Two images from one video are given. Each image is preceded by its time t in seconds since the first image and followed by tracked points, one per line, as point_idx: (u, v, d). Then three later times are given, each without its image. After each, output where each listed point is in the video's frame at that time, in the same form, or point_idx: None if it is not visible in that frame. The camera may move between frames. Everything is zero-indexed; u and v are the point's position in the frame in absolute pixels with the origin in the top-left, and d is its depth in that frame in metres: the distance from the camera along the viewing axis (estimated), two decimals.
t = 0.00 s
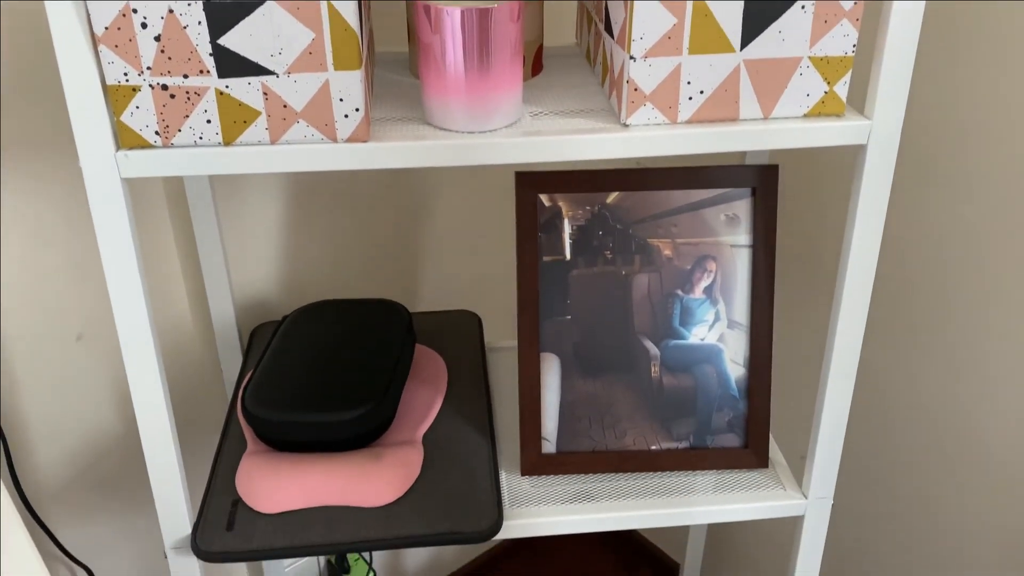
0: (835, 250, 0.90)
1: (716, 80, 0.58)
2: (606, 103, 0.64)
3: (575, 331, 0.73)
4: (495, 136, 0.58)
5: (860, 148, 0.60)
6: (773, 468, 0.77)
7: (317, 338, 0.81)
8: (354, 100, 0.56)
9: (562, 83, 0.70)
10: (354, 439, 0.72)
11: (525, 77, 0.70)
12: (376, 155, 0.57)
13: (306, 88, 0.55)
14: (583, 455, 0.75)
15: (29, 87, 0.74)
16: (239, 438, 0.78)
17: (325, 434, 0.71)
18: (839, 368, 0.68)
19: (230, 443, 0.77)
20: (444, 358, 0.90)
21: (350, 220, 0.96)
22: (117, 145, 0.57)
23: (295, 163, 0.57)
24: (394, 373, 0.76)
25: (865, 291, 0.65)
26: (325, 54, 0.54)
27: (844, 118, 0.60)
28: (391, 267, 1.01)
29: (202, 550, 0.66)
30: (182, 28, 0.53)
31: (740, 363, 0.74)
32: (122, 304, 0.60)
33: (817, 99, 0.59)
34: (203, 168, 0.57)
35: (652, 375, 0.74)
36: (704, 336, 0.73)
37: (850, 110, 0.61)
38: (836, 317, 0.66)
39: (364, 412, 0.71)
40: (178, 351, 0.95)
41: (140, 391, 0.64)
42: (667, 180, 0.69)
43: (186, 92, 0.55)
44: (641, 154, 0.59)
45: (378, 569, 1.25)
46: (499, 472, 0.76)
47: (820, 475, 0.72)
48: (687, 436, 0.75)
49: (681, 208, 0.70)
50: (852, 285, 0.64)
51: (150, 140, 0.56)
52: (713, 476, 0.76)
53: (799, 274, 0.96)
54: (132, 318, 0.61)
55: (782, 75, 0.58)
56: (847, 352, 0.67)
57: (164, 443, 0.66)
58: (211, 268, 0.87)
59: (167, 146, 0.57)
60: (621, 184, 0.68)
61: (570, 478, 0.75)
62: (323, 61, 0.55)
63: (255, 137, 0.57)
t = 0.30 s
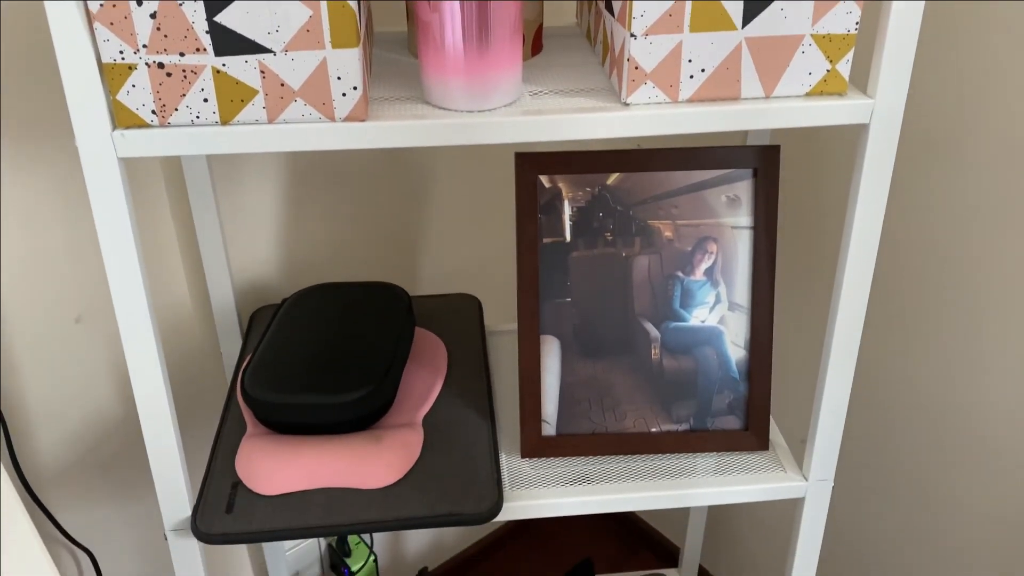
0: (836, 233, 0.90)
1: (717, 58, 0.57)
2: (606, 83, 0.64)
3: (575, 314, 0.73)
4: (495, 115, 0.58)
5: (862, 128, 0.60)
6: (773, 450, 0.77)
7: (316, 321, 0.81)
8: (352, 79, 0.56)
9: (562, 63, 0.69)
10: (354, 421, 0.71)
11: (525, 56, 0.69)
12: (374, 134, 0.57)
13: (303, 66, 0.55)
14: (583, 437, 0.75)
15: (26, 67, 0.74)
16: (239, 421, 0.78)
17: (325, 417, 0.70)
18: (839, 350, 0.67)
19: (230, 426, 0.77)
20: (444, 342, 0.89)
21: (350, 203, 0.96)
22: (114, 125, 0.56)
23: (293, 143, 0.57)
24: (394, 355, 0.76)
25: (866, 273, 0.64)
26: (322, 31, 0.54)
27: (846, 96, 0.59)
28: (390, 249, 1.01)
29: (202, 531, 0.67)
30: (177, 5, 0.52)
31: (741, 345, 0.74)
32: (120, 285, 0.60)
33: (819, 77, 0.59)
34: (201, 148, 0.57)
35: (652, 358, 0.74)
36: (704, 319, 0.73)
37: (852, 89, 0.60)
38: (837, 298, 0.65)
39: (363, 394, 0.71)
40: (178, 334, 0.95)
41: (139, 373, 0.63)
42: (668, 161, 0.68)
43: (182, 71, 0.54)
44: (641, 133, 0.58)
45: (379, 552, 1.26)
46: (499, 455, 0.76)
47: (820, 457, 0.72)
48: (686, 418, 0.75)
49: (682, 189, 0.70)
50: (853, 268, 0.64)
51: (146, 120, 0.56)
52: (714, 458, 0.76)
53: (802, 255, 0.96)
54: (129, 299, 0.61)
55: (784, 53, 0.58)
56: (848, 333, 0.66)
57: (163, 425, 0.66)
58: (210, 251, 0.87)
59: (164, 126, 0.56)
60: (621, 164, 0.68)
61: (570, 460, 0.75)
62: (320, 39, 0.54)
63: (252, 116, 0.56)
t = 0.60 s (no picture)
0: (837, 220, 0.90)
1: (717, 44, 0.57)
2: (606, 69, 0.63)
3: (575, 301, 0.73)
4: (494, 101, 0.58)
5: (862, 114, 0.60)
6: (772, 437, 0.77)
7: (315, 309, 0.81)
8: (349, 65, 0.55)
9: (561, 49, 0.69)
10: (354, 407, 0.71)
11: (525, 42, 0.69)
12: (372, 120, 0.57)
13: (300, 52, 0.55)
14: (582, 424, 0.75)
15: (24, 55, 0.74)
16: (238, 408, 0.78)
17: (324, 404, 0.71)
18: (838, 337, 0.67)
19: (230, 413, 0.77)
20: (443, 328, 0.89)
21: (349, 189, 0.96)
22: (111, 112, 0.56)
23: (290, 130, 0.57)
24: (393, 342, 0.76)
25: (866, 259, 0.64)
26: (319, 17, 0.54)
27: (847, 83, 0.59)
28: (391, 235, 1.01)
29: (201, 517, 0.67)
30: None
31: (740, 332, 0.74)
32: (119, 272, 0.60)
33: (820, 63, 0.58)
34: (197, 134, 0.56)
35: (651, 345, 0.74)
36: (704, 306, 0.73)
37: (853, 75, 0.60)
38: (837, 285, 0.65)
39: (363, 381, 0.71)
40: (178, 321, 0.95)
41: (138, 360, 0.63)
42: (668, 148, 0.68)
43: (179, 57, 0.54)
44: (641, 120, 0.58)
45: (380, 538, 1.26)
46: (498, 442, 0.76)
47: (818, 443, 0.72)
48: (685, 405, 0.75)
49: (681, 176, 0.69)
50: (853, 255, 0.64)
51: (143, 106, 0.56)
52: (712, 445, 0.76)
53: (806, 239, 0.95)
54: (128, 287, 0.61)
55: (784, 38, 0.57)
56: (847, 320, 0.66)
57: (162, 412, 0.66)
58: (208, 237, 0.87)
59: (161, 113, 0.56)
60: (621, 151, 0.68)
61: (568, 447, 0.75)
62: (317, 25, 0.54)
63: (249, 103, 0.56)
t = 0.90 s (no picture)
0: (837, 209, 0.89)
1: (716, 30, 0.57)
2: (605, 55, 0.63)
3: (573, 289, 0.72)
4: (491, 88, 0.57)
5: (863, 100, 0.59)
6: (770, 425, 0.77)
7: (314, 297, 0.81)
8: (345, 51, 0.55)
9: (560, 35, 0.68)
10: (352, 395, 0.71)
11: (523, 28, 0.69)
12: (369, 106, 0.56)
13: (296, 38, 0.54)
14: (581, 413, 0.75)
15: (18, 41, 0.73)
16: (236, 396, 0.78)
17: (322, 391, 0.70)
18: (838, 325, 0.67)
19: (228, 401, 0.77)
20: (442, 317, 0.89)
21: (348, 176, 0.95)
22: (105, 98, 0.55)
23: (286, 116, 0.56)
24: (391, 330, 0.76)
25: (866, 248, 0.64)
26: (315, 2, 0.53)
27: (847, 69, 0.58)
28: (390, 223, 1.01)
29: (199, 505, 0.67)
30: None
31: (739, 321, 0.74)
32: (115, 260, 0.60)
33: (820, 49, 0.58)
34: (192, 120, 0.56)
35: (650, 333, 0.74)
36: (702, 294, 0.73)
37: (853, 62, 0.60)
38: (836, 273, 0.65)
39: (361, 369, 0.71)
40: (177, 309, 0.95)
41: (135, 348, 0.63)
42: (667, 135, 0.68)
43: (174, 42, 0.54)
44: (639, 107, 0.57)
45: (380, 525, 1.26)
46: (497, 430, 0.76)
47: (817, 432, 0.72)
48: (684, 394, 0.75)
49: (681, 163, 0.69)
50: (853, 243, 0.63)
51: (138, 92, 0.55)
52: (711, 433, 0.76)
53: (801, 227, 0.95)
54: (124, 275, 0.60)
55: (784, 24, 0.57)
56: (846, 308, 0.66)
57: (160, 400, 0.66)
58: (206, 225, 0.86)
59: (157, 99, 0.56)
60: (620, 138, 0.67)
61: (567, 435, 0.75)
62: (312, 10, 0.53)
63: (245, 89, 0.56)
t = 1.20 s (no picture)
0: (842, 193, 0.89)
1: (721, 8, 0.56)
2: (608, 34, 0.62)
3: (575, 272, 0.72)
4: (493, 67, 0.56)
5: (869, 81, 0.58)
6: (773, 409, 0.77)
7: (314, 280, 0.80)
8: (345, 29, 0.54)
9: (562, 14, 0.67)
10: (352, 379, 0.71)
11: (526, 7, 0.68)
12: (369, 86, 0.55)
13: (295, 15, 0.54)
14: (582, 396, 0.75)
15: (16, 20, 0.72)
16: (237, 379, 0.77)
17: (322, 375, 0.70)
18: (842, 308, 0.66)
19: (229, 384, 0.77)
20: (443, 301, 0.89)
21: (348, 159, 0.95)
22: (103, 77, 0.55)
23: (285, 95, 0.56)
24: (391, 313, 0.76)
25: (871, 230, 0.63)
26: None
27: (854, 49, 0.58)
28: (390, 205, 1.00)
29: (199, 488, 0.67)
30: None
31: (741, 305, 0.73)
32: (113, 242, 0.59)
33: (826, 29, 0.57)
34: (190, 99, 0.55)
35: (652, 317, 0.73)
36: (705, 277, 0.72)
37: (860, 42, 0.59)
38: (840, 257, 0.64)
39: (361, 352, 0.70)
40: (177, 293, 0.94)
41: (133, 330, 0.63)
42: (671, 117, 0.67)
43: (171, 20, 0.53)
44: (643, 86, 0.57)
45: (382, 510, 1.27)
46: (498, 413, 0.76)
47: (820, 417, 0.71)
48: (686, 377, 0.75)
49: (684, 145, 0.68)
50: (858, 225, 0.63)
51: (136, 71, 0.55)
52: (713, 417, 0.75)
53: (805, 212, 0.95)
54: (122, 257, 0.60)
55: (790, 2, 0.56)
56: (851, 291, 0.65)
57: (159, 383, 0.65)
58: (205, 208, 0.86)
59: (154, 77, 0.55)
60: (623, 119, 0.67)
61: (569, 419, 0.75)
62: None
63: (244, 68, 0.55)
